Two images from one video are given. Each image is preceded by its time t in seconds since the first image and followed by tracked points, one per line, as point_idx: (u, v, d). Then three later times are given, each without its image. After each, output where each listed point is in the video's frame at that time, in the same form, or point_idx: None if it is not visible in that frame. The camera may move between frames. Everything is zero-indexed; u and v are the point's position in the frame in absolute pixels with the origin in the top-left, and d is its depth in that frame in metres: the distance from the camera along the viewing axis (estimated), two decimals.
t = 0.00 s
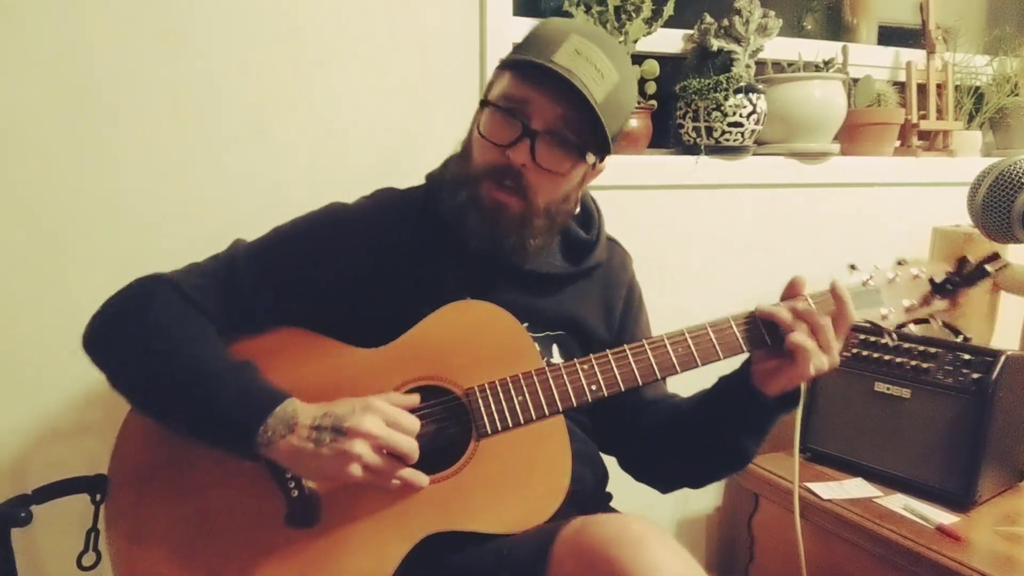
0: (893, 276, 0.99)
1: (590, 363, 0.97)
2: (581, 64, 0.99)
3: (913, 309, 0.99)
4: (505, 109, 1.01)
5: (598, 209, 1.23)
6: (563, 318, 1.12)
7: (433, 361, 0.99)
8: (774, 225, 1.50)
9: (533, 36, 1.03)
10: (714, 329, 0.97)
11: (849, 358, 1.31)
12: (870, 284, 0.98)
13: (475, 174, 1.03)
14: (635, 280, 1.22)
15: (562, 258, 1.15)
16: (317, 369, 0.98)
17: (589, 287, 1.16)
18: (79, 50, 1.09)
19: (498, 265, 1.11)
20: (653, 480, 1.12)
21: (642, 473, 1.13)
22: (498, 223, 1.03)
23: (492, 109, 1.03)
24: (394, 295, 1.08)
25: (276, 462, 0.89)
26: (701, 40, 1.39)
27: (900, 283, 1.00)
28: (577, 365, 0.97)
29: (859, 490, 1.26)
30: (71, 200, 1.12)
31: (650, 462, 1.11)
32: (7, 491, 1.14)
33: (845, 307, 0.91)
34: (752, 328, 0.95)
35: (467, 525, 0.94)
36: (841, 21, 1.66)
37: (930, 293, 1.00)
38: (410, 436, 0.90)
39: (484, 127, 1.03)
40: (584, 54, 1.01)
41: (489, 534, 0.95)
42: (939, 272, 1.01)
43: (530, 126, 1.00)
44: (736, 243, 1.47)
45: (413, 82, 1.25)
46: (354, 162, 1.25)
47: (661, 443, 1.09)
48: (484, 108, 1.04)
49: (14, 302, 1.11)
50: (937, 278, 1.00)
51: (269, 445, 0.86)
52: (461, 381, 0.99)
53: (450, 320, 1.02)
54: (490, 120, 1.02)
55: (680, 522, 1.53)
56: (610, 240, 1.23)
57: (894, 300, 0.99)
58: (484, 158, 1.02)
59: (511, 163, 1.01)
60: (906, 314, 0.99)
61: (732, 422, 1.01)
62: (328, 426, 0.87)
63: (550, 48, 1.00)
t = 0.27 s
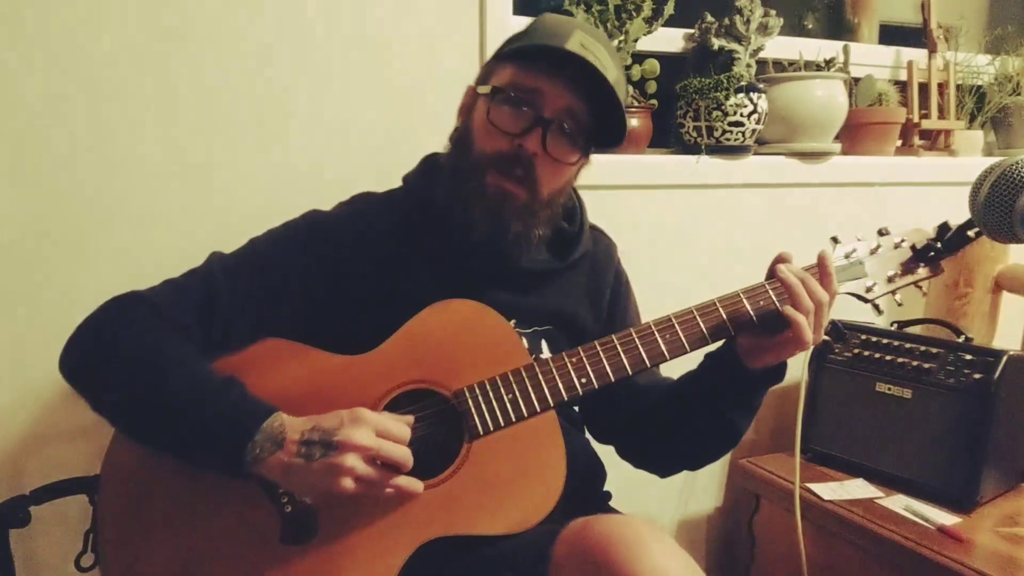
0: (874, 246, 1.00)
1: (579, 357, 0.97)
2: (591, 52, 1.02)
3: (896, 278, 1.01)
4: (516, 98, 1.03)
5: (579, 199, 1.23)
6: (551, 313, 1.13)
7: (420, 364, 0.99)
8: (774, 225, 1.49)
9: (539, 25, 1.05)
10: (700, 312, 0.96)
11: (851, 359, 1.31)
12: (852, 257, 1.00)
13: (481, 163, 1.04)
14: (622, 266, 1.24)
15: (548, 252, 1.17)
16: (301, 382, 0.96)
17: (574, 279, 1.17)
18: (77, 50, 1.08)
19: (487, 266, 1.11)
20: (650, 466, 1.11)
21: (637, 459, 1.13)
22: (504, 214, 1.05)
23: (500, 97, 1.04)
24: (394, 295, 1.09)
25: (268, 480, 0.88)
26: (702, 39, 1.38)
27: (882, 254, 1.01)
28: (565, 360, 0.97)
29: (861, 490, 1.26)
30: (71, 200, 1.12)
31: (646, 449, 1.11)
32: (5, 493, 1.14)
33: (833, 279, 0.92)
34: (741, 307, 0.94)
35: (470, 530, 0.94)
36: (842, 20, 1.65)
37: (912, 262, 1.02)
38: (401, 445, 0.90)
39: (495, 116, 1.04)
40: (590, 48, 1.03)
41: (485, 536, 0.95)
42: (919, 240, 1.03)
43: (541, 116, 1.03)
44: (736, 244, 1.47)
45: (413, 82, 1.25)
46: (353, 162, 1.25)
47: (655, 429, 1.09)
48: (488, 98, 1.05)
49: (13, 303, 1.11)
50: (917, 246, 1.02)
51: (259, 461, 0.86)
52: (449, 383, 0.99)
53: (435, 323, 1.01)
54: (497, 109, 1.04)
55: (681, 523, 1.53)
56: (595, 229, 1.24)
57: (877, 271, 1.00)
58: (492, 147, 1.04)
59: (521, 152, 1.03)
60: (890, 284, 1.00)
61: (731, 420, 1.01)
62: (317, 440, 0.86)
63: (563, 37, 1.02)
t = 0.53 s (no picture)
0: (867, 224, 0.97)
1: (564, 353, 0.96)
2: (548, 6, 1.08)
3: (893, 256, 0.97)
4: (489, 67, 1.07)
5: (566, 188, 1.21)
6: (542, 309, 1.12)
7: (405, 363, 0.99)
8: (775, 225, 1.49)
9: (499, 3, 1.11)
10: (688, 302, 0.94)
11: (851, 360, 1.31)
12: (845, 236, 0.96)
13: (470, 139, 1.06)
14: (615, 259, 1.23)
15: (537, 244, 1.16)
16: (287, 385, 0.97)
17: (564, 274, 1.16)
18: (75, 49, 1.08)
19: (477, 259, 1.10)
20: (656, 461, 1.11)
21: (642, 455, 1.13)
22: (503, 184, 1.05)
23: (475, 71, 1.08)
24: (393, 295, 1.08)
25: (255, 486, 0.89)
26: (703, 38, 1.38)
27: (878, 231, 0.98)
28: (550, 355, 0.96)
29: (861, 491, 1.25)
30: (70, 201, 1.11)
31: (650, 446, 1.10)
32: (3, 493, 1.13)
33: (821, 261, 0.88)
34: (728, 292, 0.92)
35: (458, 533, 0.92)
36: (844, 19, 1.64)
37: (910, 237, 0.99)
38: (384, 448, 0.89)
39: (475, 91, 1.07)
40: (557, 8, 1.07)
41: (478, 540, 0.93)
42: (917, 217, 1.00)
43: (514, 77, 1.07)
44: (737, 243, 1.47)
45: (412, 81, 1.25)
46: (352, 163, 1.24)
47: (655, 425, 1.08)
48: (462, 78, 1.08)
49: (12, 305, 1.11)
50: (917, 222, 0.98)
51: (242, 469, 0.87)
52: (432, 384, 0.98)
53: (416, 324, 1.01)
54: (471, 85, 1.07)
55: (681, 524, 1.53)
56: (585, 224, 1.23)
57: (873, 251, 0.97)
58: (477, 120, 1.06)
59: (509, 117, 1.05)
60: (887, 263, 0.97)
61: (732, 420, 1.00)
62: (299, 445, 0.86)
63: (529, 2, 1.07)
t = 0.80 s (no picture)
0: (883, 239, 0.97)
1: (563, 363, 0.96)
2: None
3: (907, 273, 0.96)
4: (451, 58, 1.07)
5: (560, 178, 1.22)
6: (543, 305, 1.11)
7: (401, 366, 0.98)
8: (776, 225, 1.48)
9: None
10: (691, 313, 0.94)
11: (853, 361, 1.30)
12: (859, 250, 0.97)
13: (447, 135, 1.07)
14: (616, 256, 1.21)
15: (534, 238, 1.16)
16: (282, 388, 0.97)
17: (564, 268, 1.15)
18: (73, 49, 1.08)
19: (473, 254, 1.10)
20: (655, 462, 1.10)
21: (642, 456, 1.12)
22: (487, 173, 1.05)
23: (439, 67, 1.08)
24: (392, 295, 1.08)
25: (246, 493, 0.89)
26: (702, 37, 1.37)
27: (894, 247, 0.97)
28: (549, 365, 0.96)
29: (863, 491, 1.25)
30: (69, 202, 1.11)
31: (648, 445, 1.10)
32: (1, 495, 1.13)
33: (828, 282, 0.87)
34: (734, 306, 0.91)
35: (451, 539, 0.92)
36: (844, 19, 1.64)
37: (928, 254, 0.98)
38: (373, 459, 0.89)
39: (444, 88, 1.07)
40: None
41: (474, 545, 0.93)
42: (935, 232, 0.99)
43: (479, 65, 1.07)
44: (738, 243, 1.46)
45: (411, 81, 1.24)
46: (352, 163, 1.24)
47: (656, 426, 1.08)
48: (428, 76, 1.09)
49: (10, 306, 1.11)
50: (935, 238, 0.98)
51: (233, 476, 0.87)
52: (430, 389, 0.98)
53: (415, 328, 1.01)
54: (441, 82, 1.09)
55: (681, 525, 1.52)
56: (585, 218, 1.22)
57: (886, 265, 0.97)
58: (451, 115, 1.07)
59: (480, 105, 1.05)
60: (899, 278, 0.96)
61: (732, 422, 0.99)
62: (286, 454, 0.86)
63: None
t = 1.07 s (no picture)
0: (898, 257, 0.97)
1: (571, 368, 0.95)
2: None
3: (918, 293, 0.97)
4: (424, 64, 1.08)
5: (560, 175, 1.22)
6: (548, 296, 1.11)
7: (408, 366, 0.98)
8: (777, 224, 1.48)
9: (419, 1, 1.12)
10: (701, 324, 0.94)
11: (855, 361, 1.29)
12: (873, 267, 0.96)
13: (431, 140, 1.08)
14: (617, 252, 1.21)
15: (536, 231, 1.16)
16: (286, 384, 0.96)
17: (568, 260, 1.15)
18: (72, 48, 1.07)
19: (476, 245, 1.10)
20: (655, 460, 1.10)
21: (644, 452, 1.12)
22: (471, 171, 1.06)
23: (414, 73, 1.09)
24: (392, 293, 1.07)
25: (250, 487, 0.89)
26: (703, 36, 1.37)
27: (908, 265, 0.97)
28: (557, 370, 0.96)
29: (864, 492, 1.25)
30: (67, 200, 1.11)
31: (652, 442, 1.09)
32: None
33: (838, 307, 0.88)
34: (745, 320, 0.92)
35: (451, 541, 0.92)
36: (845, 18, 1.64)
37: (941, 275, 0.99)
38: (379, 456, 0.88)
39: (420, 94, 1.09)
40: None
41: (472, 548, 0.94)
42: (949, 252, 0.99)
43: (452, 66, 1.08)
44: (739, 243, 1.46)
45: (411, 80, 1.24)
46: (352, 161, 1.24)
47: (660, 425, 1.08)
48: (408, 84, 1.10)
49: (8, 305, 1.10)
50: (948, 258, 0.99)
51: (235, 470, 0.87)
52: (436, 389, 0.97)
53: (423, 328, 1.00)
54: (420, 89, 1.09)
55: (682, 526, 1.52)
56: (587, 213, 1.22)
57: (899, 283, 0.97)
58: (431, 119, 1.07)
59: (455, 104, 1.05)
60: (911, 298, 0.97)
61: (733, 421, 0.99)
62: (292, 447, 0.86)
63: None
